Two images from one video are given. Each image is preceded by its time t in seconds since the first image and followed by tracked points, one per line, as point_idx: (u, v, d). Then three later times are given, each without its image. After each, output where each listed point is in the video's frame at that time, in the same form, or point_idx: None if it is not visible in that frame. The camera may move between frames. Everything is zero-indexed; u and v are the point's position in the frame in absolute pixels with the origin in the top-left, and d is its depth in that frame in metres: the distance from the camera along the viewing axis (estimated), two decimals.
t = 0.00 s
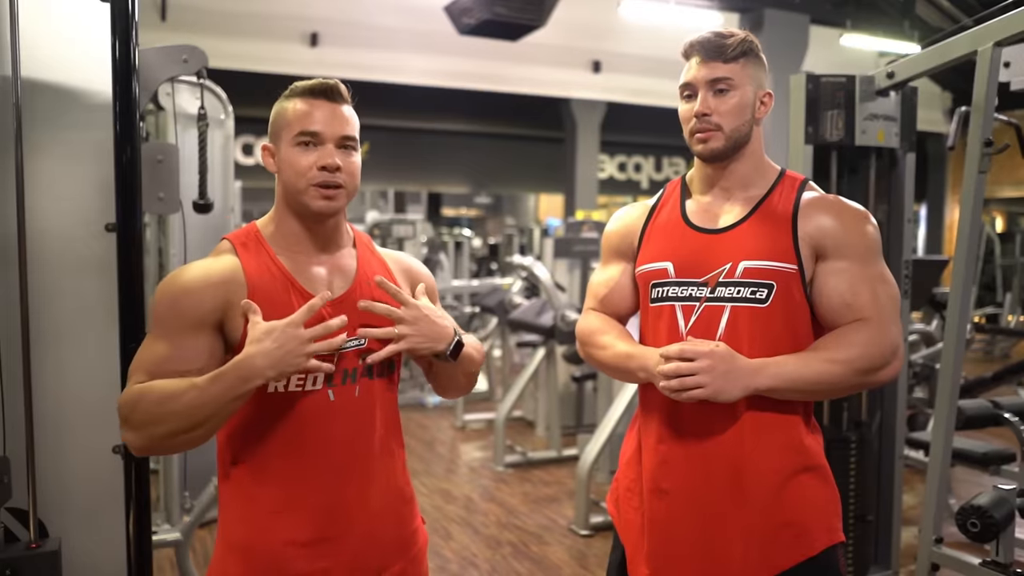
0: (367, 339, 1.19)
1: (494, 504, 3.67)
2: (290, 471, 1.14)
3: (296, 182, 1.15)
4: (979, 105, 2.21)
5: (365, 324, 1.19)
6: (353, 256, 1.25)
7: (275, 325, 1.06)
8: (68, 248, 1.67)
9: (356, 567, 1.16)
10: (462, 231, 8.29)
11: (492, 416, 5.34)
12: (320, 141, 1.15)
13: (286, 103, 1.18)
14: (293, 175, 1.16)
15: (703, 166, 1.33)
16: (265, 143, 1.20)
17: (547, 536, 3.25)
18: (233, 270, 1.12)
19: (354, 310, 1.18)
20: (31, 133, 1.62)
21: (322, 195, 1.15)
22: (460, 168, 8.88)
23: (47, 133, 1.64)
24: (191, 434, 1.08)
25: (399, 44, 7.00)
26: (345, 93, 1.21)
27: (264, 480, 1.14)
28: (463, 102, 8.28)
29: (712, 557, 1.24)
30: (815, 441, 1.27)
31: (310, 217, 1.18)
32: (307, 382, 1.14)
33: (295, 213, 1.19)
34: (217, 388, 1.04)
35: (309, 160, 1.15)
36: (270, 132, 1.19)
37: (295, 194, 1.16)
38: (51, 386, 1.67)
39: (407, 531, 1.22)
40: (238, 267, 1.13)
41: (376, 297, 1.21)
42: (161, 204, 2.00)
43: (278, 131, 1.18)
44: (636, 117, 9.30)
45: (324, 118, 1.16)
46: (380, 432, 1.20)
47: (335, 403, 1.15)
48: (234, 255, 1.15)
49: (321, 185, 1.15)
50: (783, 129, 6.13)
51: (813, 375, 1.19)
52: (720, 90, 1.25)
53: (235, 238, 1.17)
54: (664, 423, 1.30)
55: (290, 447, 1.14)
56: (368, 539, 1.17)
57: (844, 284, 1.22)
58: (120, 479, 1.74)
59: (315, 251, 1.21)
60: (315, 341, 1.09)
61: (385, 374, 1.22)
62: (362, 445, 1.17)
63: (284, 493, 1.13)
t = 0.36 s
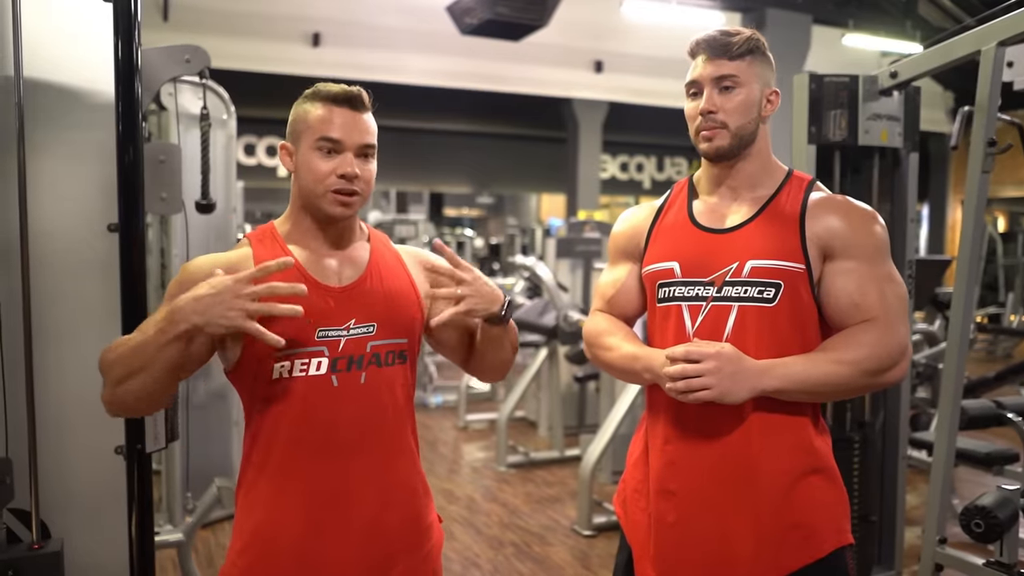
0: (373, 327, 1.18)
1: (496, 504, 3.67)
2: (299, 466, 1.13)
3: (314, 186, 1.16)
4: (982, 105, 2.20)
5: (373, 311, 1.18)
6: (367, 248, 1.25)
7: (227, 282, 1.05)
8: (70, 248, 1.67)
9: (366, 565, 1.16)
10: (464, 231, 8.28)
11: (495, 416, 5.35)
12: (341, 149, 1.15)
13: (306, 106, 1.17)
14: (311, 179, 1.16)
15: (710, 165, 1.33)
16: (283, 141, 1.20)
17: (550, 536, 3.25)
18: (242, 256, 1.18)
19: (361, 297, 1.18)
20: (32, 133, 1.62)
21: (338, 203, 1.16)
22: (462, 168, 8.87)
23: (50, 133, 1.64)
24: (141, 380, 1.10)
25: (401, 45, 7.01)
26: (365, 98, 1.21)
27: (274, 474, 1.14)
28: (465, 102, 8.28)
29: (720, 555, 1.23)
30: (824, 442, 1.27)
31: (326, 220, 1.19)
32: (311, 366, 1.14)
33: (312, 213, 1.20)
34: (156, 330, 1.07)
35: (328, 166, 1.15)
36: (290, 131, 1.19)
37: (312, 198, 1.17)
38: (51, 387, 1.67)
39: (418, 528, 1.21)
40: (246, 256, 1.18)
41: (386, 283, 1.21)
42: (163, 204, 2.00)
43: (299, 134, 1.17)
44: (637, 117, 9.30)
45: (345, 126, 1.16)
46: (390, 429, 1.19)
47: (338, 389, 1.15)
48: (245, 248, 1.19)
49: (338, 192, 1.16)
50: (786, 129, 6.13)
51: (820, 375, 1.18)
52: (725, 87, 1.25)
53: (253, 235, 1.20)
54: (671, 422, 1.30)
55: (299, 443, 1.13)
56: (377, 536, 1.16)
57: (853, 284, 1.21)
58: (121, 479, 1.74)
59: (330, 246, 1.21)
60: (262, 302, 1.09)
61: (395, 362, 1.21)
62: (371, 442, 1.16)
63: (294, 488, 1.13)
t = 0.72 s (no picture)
0: (378, 324, 1.18)
1: (494, 505, 3.66)
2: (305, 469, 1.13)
3: (336, 183, 1.16)
4: (979, 106, 2.21)
5: (379, 310, 1.18)
6: (367, 249, 1.25)
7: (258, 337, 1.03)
8: (69, 250, 1.67)
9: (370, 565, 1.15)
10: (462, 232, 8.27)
11: (493, 416, 5.35)
12: (360, 145, 1.17)
13: (315, 108, 1.18)
14: (330, 178, 1.16)
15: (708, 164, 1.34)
16: (290, 146, 1.20)
17: (548, 537, 3.24)
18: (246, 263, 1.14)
19: (367, 296, 1.18)
20: (30, 134, 1.62)
21: (363, 196, 1.18)
22: (459, 168, 8.87)
23: (48, 134, 1.64)
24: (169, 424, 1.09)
25: (399, 45, 7.01)
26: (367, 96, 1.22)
27: (280, 477, 1.14)
28: (464, 104, 8.29)
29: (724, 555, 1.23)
30: (824, 441, 1.27)
31: (344, 215, 1.20)
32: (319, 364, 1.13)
33: (329, 211, 1.20)
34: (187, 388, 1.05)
35: (349, 163, 1.16)
36: (299, 135, 1.18)
37: (335, 196, 1.17)
38: (49, 389, 1.67)
39: (422, 526, 1.21)
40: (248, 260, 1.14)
41: (390, 285, 1.21)
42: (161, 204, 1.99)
43: (310, 137, 1.18)
44: (635, 118, 9.30)
45: (357, 123, 1.18)
46: (393, 428, 1.19)
47: (345, 386, 1.15)
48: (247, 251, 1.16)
49: (362, 186, 1.18)
50: (784, 129, 6.13)
51: (823, 376, 1.18)
52: (717, 92, 1.25)
53: (256, 237, 1.18)
54: (671, 422, 1.30)
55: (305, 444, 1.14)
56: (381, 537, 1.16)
57: (854, 285, 1.22)
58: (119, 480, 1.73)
59: (336, 245, 1.21)
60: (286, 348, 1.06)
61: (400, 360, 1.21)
62: (374, 442, 1.16)
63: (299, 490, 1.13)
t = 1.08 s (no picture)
0: (389, 323, 1.20)
1: (492, 505, 3.67)
2: (307, 471, 1.12)
3: (357, 176, 1.17)
4: (977, 106, 2.21)
5: (389, 310, 1.20)
6: (361, 249, 1.25)
7: (303, 361, 1.02)
8: (68, 249, 1.67)
9: (377, 563, 1.15)
10: (459, 231, 8.27)
11: (490, 416, 5.35)
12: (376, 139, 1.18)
13: (324, 104, 1.17)
14: (351, 171, 1.16)
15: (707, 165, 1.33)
16: (303, 139, 1.17)
17: (545, 536, 3.25)
18: (250, 259, 1.08)
19: (377, 295, 1.19)
20: (27, 132, 1.61)
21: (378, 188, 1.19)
22: (457, 168, 8.88)
23: (45, 133, 1.63)
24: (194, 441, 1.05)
25: (396, 45, 7.01)
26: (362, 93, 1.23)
27: (282, 480, 1.12)
28: (461, 103, 8.28)
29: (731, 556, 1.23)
30: (820, 438, 1.27)
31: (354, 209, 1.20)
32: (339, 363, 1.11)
33: (339, 206, 1.19)
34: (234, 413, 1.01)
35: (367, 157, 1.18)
36: (311, 130, 1.16)
37: (353, 189, 1.17)
38: (46, 388, 1.66)
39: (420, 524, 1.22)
40: (257, 256, 1.09)
41: (392, 286, 1.22)
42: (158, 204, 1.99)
43: (322, 129, 1.16)
44: (633, 118, 9.31)
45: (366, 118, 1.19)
46: (392, 426, 1.19)
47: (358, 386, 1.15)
48: (250, 245, 1.10)
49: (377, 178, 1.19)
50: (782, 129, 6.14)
51: (820, 374, 1.19)
52: (713, 96, 1.26)
53: (249, 229, 1.13)
54: (670, 419, 1.30)
55: (305, 445, 1.13)
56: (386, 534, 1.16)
57: (852, 286, 1.22)
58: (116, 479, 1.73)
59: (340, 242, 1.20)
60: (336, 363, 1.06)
61: (404, 357, 1.23)
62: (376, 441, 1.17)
63: (300, 493, 1.12)
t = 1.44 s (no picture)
0: (383, 322, 1.23)
1: (490, 504, 3.67)
2: (308, 470, 1.11)
3: (343, 175, 1.16)
4: (974, 106, 2.21)
5: (381, 310, 1.23)
6: (345, 251, 1.26)
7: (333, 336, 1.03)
8: (66, 249, 1.66)
9: (369, 563, 1.15)
10: (457, 231, 8.26)
11: (488, 416, 5.35)
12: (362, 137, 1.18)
13: (311, 100, 1.17)
14: (337, 169, 1.16)
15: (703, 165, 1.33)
16: (286, 135, 1.16)
17: (543, 536, 3.25)
18: (259, 255, 1.08)
19: (369, 295, 1.21)
20: (25, 132, 1.62)
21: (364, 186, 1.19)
22: (455, 168, 8.88)
23: (43, 133, 1.63)
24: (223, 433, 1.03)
25: (394, 45, 7.01)
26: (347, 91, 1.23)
27: (282, 482, 1.11)
28: (459, 103, 8.28)
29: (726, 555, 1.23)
30: (818, 436, 1.28)
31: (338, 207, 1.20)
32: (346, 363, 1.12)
33: (325, 204, 1.19)
34: (268, 393, 1.00)
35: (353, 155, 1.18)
36: (297, 126, 1.16)
37: (338, 187, 1.17)
38: (44, 387, 1.66)
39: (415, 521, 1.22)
40: (261, 253, 1.08)
41: (381, 287, 1.25)
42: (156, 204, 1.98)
43: (308, 126, 1.16)
44: (631, 118, 9.32)
45: (354, 115, 1.19)
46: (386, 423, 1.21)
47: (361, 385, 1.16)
48: (245, 241, 1.09)
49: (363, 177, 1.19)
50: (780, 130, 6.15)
51: (817, 371, 1.19)
52: (712, 94, 1.26)
53: (239, 227, 1.12)
54: (669, 418, 1.29)
55: (300, 443, 1.12)
56: (379, 533, 1.17)
57: (848, 285, 1.22)
58: (114, 478, 1.73)
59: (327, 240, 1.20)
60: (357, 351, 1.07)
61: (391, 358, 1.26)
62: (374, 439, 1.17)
63: (296, 492, 1.11)
